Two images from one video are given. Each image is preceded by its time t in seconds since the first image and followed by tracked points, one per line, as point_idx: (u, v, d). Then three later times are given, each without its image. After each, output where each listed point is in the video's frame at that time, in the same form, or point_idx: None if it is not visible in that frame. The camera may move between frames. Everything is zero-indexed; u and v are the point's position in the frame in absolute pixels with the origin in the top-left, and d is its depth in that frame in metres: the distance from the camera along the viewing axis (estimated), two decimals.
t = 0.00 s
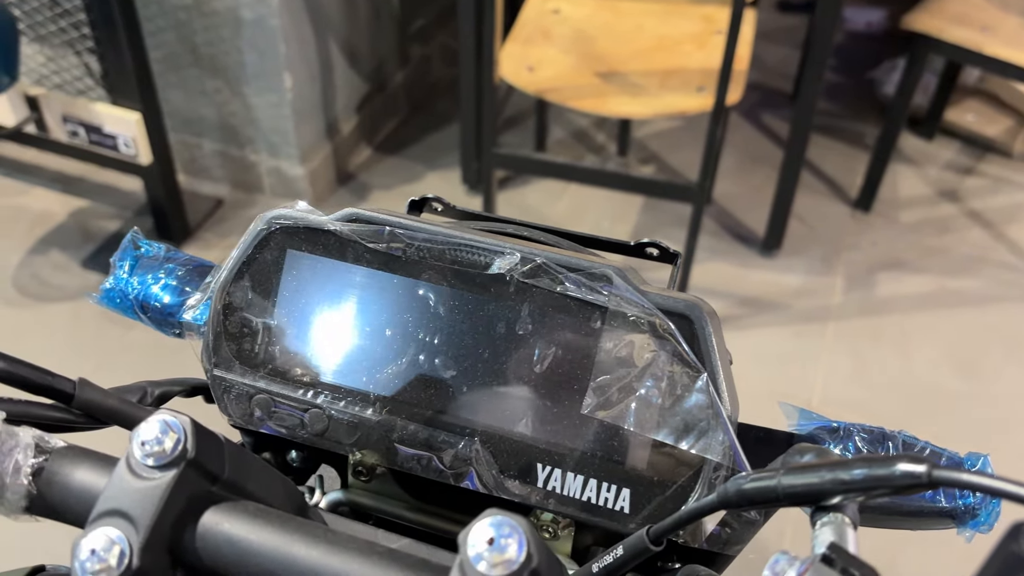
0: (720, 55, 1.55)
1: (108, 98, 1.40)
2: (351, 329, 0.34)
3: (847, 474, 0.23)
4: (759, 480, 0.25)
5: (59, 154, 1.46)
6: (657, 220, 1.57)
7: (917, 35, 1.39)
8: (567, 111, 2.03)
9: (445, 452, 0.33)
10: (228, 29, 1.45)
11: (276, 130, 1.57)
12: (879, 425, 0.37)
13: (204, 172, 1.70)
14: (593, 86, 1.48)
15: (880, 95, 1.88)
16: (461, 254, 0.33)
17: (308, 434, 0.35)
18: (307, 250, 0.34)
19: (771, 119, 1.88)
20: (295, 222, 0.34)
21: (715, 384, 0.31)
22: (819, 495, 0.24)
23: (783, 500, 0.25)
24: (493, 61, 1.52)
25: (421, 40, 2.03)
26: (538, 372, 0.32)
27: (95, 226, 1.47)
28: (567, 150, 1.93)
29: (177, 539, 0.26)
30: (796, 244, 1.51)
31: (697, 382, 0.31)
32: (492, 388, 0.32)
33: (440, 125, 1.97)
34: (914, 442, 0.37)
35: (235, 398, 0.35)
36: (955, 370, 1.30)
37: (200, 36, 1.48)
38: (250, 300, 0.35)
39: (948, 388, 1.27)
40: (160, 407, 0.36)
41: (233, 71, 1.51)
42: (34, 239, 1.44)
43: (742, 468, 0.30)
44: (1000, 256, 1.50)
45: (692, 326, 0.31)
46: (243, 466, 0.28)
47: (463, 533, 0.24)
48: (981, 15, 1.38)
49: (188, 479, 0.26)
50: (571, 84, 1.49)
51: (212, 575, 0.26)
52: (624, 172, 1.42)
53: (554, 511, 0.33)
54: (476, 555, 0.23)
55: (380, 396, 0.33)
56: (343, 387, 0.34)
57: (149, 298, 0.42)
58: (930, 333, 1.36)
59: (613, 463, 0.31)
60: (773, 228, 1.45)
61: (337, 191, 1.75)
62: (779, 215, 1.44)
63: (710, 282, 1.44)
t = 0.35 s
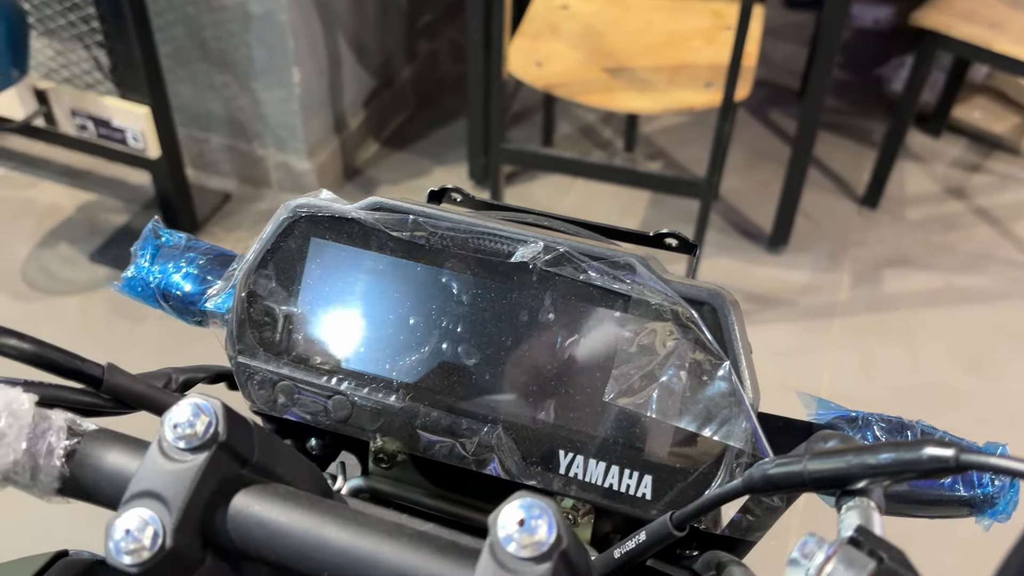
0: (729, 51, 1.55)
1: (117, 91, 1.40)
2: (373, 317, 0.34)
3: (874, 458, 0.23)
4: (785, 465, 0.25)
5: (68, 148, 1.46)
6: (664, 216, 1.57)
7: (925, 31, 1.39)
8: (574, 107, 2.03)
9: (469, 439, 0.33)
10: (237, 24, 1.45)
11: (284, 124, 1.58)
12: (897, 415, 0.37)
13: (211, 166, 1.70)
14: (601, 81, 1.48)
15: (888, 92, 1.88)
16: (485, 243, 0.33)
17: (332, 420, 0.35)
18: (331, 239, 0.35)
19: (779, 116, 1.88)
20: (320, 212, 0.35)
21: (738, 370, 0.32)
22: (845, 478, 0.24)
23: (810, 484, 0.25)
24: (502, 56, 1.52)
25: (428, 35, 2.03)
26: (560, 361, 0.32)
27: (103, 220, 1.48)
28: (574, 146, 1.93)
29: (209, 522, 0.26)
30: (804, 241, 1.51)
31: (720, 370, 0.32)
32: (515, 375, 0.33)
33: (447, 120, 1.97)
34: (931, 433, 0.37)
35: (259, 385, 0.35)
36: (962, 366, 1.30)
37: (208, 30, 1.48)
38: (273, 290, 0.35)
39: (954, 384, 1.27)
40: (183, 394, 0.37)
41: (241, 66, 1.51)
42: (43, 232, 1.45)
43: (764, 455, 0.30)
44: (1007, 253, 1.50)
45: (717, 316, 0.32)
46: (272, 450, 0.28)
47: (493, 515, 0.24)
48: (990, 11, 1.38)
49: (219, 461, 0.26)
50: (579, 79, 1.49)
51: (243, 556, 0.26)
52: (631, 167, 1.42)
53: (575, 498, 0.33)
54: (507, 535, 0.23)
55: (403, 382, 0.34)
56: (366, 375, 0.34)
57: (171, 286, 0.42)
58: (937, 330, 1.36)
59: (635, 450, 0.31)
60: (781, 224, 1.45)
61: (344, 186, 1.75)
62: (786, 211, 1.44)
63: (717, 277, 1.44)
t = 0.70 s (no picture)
0: (743, 46, 1.55)
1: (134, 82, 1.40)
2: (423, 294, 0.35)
3: (929, 425, 0.24)
4: (837, 434, 0.26)
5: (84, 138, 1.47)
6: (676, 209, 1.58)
7: (940, 27, 1.39)
8: (586, 101, 2.04)
9: (517, 412, 0.34)
10: (253, 15, 1.46)
11: (298, 116, 1.59)
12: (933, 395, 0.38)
13: (225, 158, 1.72)
14: (616, 74, 1.49)
15: (900, 88, 1.88)
16: (534, 221, 0.34)
17: (382, 394, 0.36)
18: (382, 217, 0.35)
19: (791, 111, 1.88)
20: (371, 191, 0.35)
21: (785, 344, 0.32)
22: (899, 445, 0.25)
23: (863, 452, 0.26)
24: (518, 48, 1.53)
25: (442, 29, 2.03)
26: (608, 337, 0.33)
27: (119, 211, 1.49)
28: (587, 139, 1.94)
29: (278, 486, 0.27)
30: (816, 236, 1.51)
31: (767, 346, 0.32)
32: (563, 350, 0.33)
33: (460, 114, 1.98)
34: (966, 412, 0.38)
35: (310, 359, 0.36)
36: (974, 361, 1.31)
37: (224, 22, 1.49)
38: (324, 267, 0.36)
39: (965, 379, 1.28)
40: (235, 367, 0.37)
41: (257, 57, 1.52)
42: (59, 222, 1.46)
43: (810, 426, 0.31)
44: (1019, 249, 1.50)
45: (763, 291, 0.33)
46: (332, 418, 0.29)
47: (557, 478, 0.25)
48: (1004, 7, 1.38)
49: (286, 425, 0.27)
50: (593, 72, 1.50)
51: (310, 518, 0.27)
52: (644, 161, 1.43)
53: (621, 470, 0.34)
54: (571, 497, 0.24)
55: (453, 357, 0.35)
56: (417, 350, 0.35)
57: (217, 265, 0.43)
58: (948, 325, 1.37)
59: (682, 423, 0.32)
60: (793, 219, 1.45)
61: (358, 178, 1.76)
62: (799, 206, 1.45)
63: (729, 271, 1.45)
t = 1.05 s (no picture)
0: (763, 39, 1.56)
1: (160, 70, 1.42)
2: (493, 249, 0.37)
3: (991, 358, 0.26)
4: (899, 370, 0.28)
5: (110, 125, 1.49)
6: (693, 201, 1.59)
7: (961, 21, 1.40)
8: (604, 94, 2.05)
9: (583, 361, 0.36)
10: (277, 4, 1.48)
11: (320, 105, 1.60)
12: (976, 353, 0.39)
13: (247, 147, 1.74)
14: (637, 65, 1.50)
15: (918, 83, 1.89)
16: (601, 180, 0.36)
17: (452, 344, 0.38)
18: (454, 176, 0.37)
19: (808, 105, 1.89)
20: (444, 150, 0.37)
21: (841, 297, 0.35)
22: (960, 378, 0.26)
23: (926, 386, 0.27)
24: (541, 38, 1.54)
25: (461, 21, 2.05)
26: (673, 289, 0.34)
27: (143, 198, 1.51)
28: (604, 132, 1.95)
29: (375, 416, 0.29)
30: (832, 228, 1.53)
31: (828, 297, 0.35)
32: (629, 301, 0.35)
33: (478, 105, 1.99)
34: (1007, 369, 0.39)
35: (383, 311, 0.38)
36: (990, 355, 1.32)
37: (248, 11, 1.51)
38: (399, 223, 0.38)
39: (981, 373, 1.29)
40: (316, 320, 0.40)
41: (280, 47, 1.54)
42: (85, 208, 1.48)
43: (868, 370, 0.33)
44: None
45: (826, 245, 0.36)
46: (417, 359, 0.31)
47: (640, 407, 0.27)
48: None
49: (381, 360, 0.29)
50: (616, 62, 1.51)
51: (403, 446, 0.29)
52: (663, 153, 1.44)
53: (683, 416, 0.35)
54: (655, 422, 0.26)
55: (522, 308, 0.36)
56: (485, 303, 0.37)
57: (285, 228, 0.45)
58: (964, 319, 1.38)
59: (742, 369, 0.34)
60: (810, 211, 1.47)
61: (378, 168, 1.78)
62: (817, 199, 1.46)
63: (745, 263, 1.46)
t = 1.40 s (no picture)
0: (789, 30, 1.58)
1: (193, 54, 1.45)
2: (564, 185, 0.39)
3: None
4: (956, 288, 0.30)
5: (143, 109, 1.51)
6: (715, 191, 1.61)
7: (987, 14, 1.41)
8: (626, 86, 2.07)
9: (647, 292, 0.37)
10: None
11: (348, 91, 1.62)
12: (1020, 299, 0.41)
13: (275, 133, 1.76)
14: (663, 54, 1.52)
15: (940, 78, 1.90)
16: (664, 121, 0.40)
17: (521, 278, 0.39)
18: (526, 118, 0.40)
19: (831, 98, 1.90)
20: (517, 93, 0.41)
21: (894, 228, 0.38)
22: (1012, 291, 0.29)
23: (980, 300, 0.29)
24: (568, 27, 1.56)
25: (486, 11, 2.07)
26: (736, 221, 0.37)
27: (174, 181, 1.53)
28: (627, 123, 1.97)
29: (465, 325, 0.31)
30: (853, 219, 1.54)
31: (882, 226, 0.38)
32: (691, 235, 0.37)
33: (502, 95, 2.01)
34: None
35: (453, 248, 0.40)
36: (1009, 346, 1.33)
37: None
38: (471, 163, 0.40)
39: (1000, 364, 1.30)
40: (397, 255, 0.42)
41: (310, 33, 1.56)
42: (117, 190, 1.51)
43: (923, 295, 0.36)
44: None
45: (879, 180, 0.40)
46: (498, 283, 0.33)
47: (715, 314, 0.29)
48: None
49: (471, 275, 0.31)
50: (642, 51, 1.52)
51: (487, 353, 0.31)
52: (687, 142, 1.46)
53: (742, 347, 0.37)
54: (731, 327, 0.28)
55: (590, 245, 0.38)
56: (554, 238, 0.39)
57: (355, 175, 0.47)
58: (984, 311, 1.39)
59: (802, 297, 0.36)
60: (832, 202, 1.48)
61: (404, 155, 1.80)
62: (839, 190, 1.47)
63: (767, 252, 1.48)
